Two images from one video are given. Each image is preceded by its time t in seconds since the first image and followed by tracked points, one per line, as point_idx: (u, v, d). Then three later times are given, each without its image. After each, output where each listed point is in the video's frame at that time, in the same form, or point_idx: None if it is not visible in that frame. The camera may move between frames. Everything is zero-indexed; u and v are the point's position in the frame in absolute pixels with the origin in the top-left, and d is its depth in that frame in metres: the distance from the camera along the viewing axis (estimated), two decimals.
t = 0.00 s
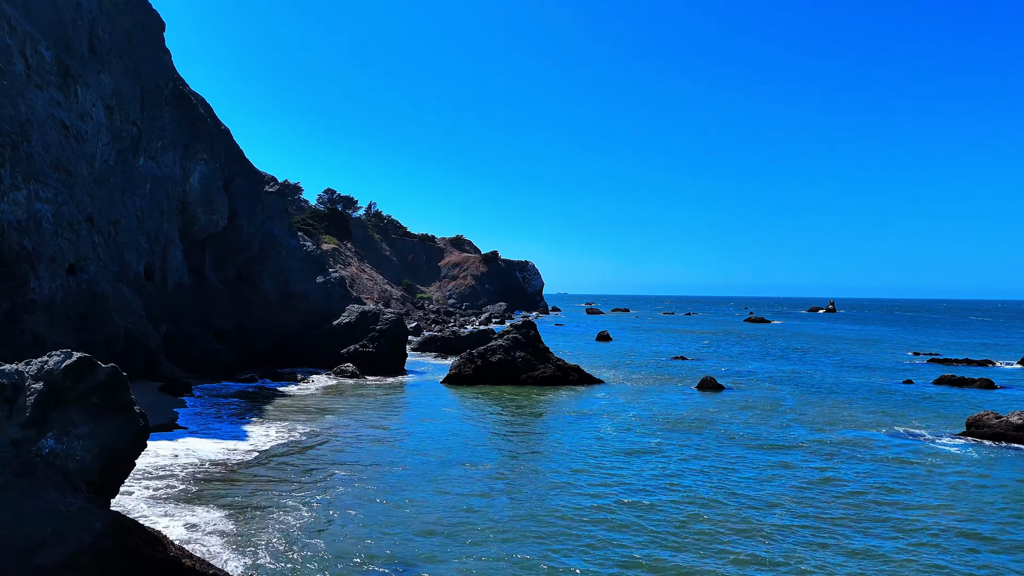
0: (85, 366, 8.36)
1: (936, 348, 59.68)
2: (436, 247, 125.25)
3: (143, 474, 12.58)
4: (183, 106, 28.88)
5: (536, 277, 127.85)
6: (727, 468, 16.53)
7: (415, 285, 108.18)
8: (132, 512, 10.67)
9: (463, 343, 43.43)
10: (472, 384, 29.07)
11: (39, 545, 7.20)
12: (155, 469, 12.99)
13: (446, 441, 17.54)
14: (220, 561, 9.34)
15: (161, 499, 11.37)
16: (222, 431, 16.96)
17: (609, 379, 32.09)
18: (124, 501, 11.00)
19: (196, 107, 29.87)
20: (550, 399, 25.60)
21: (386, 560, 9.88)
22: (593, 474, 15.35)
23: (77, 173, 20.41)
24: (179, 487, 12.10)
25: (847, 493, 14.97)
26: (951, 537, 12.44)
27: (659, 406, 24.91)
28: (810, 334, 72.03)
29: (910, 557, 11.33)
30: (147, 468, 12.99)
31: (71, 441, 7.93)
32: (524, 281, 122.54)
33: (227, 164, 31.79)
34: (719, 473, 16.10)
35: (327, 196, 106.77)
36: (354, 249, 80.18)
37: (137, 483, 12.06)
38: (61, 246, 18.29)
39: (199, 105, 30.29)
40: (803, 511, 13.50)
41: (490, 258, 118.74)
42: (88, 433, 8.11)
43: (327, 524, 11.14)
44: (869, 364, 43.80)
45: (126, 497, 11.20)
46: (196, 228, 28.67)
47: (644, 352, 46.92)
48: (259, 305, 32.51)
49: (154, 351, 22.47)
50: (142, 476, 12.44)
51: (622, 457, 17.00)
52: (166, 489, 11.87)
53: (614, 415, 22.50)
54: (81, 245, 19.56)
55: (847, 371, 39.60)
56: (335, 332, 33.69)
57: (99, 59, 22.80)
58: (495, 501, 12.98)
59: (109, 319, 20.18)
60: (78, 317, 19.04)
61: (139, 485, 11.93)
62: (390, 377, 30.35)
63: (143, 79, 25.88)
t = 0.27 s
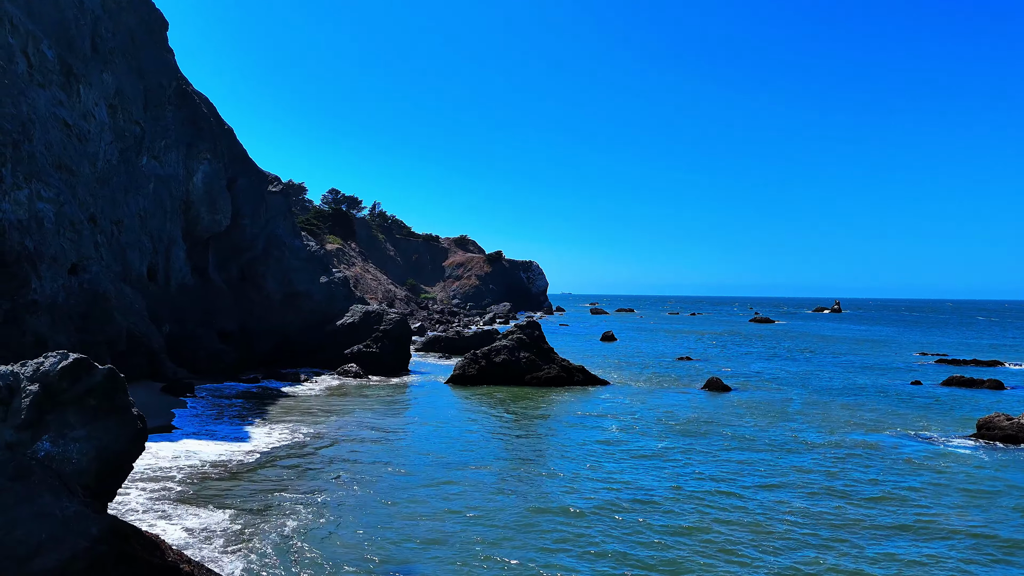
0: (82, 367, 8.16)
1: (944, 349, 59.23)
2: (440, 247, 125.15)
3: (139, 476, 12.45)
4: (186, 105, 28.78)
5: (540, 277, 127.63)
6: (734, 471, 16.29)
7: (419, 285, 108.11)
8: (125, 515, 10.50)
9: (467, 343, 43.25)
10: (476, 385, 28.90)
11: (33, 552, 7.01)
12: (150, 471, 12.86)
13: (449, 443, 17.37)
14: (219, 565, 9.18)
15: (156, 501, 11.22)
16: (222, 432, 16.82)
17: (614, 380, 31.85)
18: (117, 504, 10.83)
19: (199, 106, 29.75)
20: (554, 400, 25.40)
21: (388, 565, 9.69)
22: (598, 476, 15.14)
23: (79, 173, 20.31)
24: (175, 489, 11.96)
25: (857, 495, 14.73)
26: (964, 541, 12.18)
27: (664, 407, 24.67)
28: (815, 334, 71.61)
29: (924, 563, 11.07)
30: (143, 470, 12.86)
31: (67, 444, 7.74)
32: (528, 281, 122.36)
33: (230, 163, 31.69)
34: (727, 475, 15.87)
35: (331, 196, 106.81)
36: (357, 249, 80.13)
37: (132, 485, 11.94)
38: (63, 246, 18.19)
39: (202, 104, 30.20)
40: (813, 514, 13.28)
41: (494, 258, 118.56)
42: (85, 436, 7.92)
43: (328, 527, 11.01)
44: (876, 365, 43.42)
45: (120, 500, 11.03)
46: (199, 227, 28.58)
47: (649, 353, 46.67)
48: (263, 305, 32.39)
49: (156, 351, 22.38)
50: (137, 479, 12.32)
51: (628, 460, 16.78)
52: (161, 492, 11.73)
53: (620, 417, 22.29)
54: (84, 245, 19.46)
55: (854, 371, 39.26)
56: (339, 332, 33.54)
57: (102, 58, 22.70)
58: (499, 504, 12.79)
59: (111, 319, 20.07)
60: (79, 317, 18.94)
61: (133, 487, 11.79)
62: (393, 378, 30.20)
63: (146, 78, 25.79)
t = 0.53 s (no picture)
0: (78, 369, 7.99)
1: (951, 349, 58.77)
2: (444, 247, 125.06)
3: (136, 478, 12.33)
4: (189, 105, 28.68)
5: (544, 277, 127.40)
6: (741, 473, 16.08)
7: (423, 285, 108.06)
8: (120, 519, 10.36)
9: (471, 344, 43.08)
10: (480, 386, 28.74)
11: (26, 558, 6.86)
12: (148, 472, 12.73)
13: (453, 445, 17.20)
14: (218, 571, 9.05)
15: (152, 505, 11.07)
16: (224, 434, 16.72)
17: (618, 381, 31.62)
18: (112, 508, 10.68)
19: (202, 106, 29.66)
20: (558, 401, 25.21)
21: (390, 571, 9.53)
22: (603, 479, 14.95)
23: (82, 172, 20.22)
24: (172, 491, 11.83)
25: (867, 498, 14.50)
26: (979, 546, 11.91)
27: (670, 409, 24.46)
28: (822, 335, 71.18)
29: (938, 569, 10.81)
30: (141, 472, 12.73)
31: (63, 448, 7.57)
32: (532, 281, 122.15)
33: (233, 163, 31.60)
34: (734, 477, 15.66)
35: (335, 195, 106.84)
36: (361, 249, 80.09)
37: (129, 487, 11.81)
38: (65, 246, 18.09)
39: (206, 104, 30.10)
40: (823, 517, 13.05)
41: (498, 258, 118.37)
42: (81, 439, 7.74)
43: (331, 530, 10.90)
44: (883, 365, 43.06)
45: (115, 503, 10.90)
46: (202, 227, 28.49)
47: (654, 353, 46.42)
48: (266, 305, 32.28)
49: (159, 351, 22.28)
50: (134, 481, 12.19)
51: (633, 462, 16.57)
52: (158, 494, 11.60)
53: (625, 418, 22.08)
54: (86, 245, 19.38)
55: (862, 372, 38.93)
56: (342, 332, 33.40)
57: (105, 58, 22.60)
58: (503, 508, 12.60)
59: (113, 319, 19.97)
60: (81, 318, 18.85)
61: (130, 489, 11.67)
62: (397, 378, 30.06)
63: (148, 77, 25.70)
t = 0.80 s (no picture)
0: (73, 371, 7.83)
1: (958, 350, 58.41)
2: (447, 247, 125.00)
3: (134, 482, 12.24)
4: (191, 104, 28.59)
5: (548, 277, 127.18)
6: (747, 476, 15.89)
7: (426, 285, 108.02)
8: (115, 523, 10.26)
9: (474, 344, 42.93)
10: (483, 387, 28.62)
11: (18, 564, 6.68)
12: (146, 476, 12.65)
13: (455, 446, 17.06)
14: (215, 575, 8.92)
15: (149, 509, 10.97)
16: (224, 436, 16.62)
17: (622, 382, 31.44)
18: (108, 513, 10.59)
19: (205, 105, 29.55)
20: (562, 402, 25.06)
21: None
22: (606, 481, 14.78)
23: (83, 172, 20.12)
24: (170, 495, 11.74)
25: (876, 502, 14.28)
26: (991, 552, 11.66)
27: (674, 410, 24.29)
28: (827, 335, 70.84)
29: None
30: (139, 475, 12.65)
31: (57, 451, 7.40)
32: (535, 281, 121.98)
33: (235, 162, 31.52)
34: (740, 480, 15.46)
35: (338, 196, 106.90)
36: (365, 250, 80.15)
37: (126, 491, 11.72)
38: (66, 246, 17.99)
39: (208, 103, 30.00)
40: (832, 522, 12.84)
41: (502, 258, 118.18)
42: (76, 442, 7.56)
43: (330, 533, 10.78)
44: (890, 366, 42.75)
45: (112, 507, 10.82)
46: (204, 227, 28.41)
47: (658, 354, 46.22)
48: (268, 305, 32.15)
49: (160, 352, 22.19)
50: (132, 484, 12.10)
51: (638, 464, 16.40)
52: (155, 498, 11.50)
53: (629, 419, 21.91)
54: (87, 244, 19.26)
55: (868, 373, 38.64)
56: (345, 332, 33.21)
57: (107, 57, 22.51)
58: (506, 511, 12.46)
59: (114, 319, 19.87)
60: (82, 318, 18.76)
61: (127, 493, 11.58)
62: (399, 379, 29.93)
63: (151, 77, 25.62)
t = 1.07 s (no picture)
0: (67, 373, 7.67)
1: (964, 350, 58.01)
2: (450, 247, 124.85)
3: (132, 484, 12.12)
4: (193, 103, 28.47)
5: (552, 277, 126.90)
6: (753, 478, 15.67)
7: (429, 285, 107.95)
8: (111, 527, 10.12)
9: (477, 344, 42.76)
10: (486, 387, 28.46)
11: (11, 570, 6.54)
12: (144, 478, 12.52)
13: (458, 449, 16.89)
14: None
15: (146, 512, 10.84)
16: (225, 437, 16.49)
17: (627, 382, 31.24)
18: (104, 516, 10.45)
19: (206, 104, 29.44)
20: (565, 403, 24.87)
21: None
22: (609, 484, 14.59)
23: (84, 172, 20.01)
24: (168, 498, 11.60)
25: (886, 505, 14.04)
26: (1003, 558, 11.43)
27: (679, 411, 24.08)
28: (832, 335, 70.48)
29: None
30: (137, 477, 12.52)
31: (51, 454, 7.23)
32: (539, 281, 121.79)
33: (238, 162, 31.40)
34: (746, 483, 15.24)
35: (341, 195, 106.85)
36: (368, 249, 80.09)
37: (124, 494, 11.59)
38: (66, 245, 17.87)
39: (210, 103, 29.90)
40: (841, 527, 12.61)
41: (505, 258, 117.99)
42: (70, 445, 7.40)
43: (331, 537, 10.66)
44: (896, 367, 42.42)
45: (109, 510, 10.68)
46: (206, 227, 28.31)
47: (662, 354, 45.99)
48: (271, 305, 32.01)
49: (162, 352, 22.09)
50: (130, 487, 11.98)
51: (642, 467, 16.18)
52: (153, 501, 11.37)
53: (634, 421, 21.69)
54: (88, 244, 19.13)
55: (874, 374, 38.34)
56: (347, 332, 33.05)
57: (108, 56, 22.40)
58: (508, 515, 12.27)
59: (114, 319, 19.75)
60: (82, 318, 18.64)
61: (125, 496, 11.46)
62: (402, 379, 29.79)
63: (152, 76, 25.51)
